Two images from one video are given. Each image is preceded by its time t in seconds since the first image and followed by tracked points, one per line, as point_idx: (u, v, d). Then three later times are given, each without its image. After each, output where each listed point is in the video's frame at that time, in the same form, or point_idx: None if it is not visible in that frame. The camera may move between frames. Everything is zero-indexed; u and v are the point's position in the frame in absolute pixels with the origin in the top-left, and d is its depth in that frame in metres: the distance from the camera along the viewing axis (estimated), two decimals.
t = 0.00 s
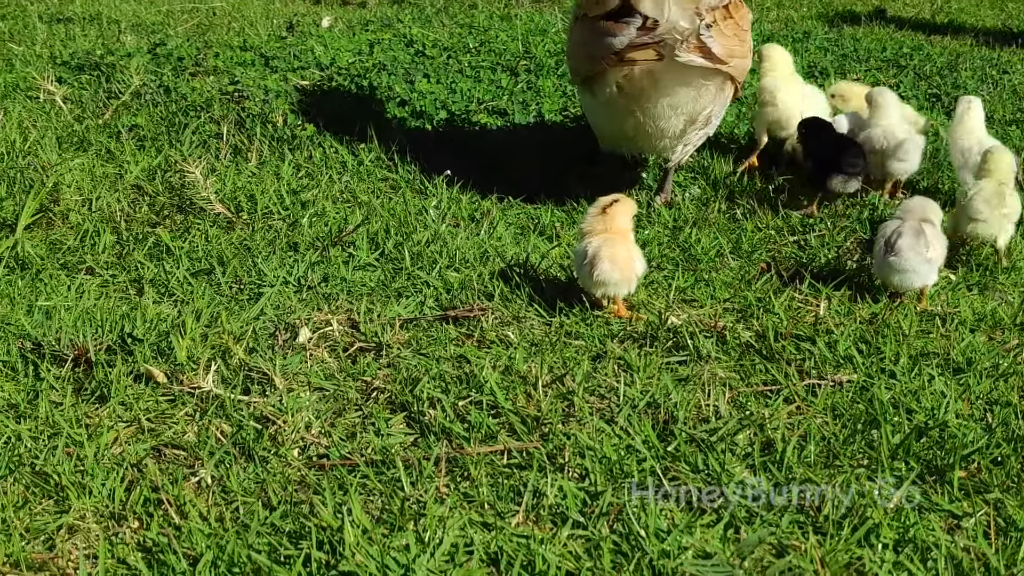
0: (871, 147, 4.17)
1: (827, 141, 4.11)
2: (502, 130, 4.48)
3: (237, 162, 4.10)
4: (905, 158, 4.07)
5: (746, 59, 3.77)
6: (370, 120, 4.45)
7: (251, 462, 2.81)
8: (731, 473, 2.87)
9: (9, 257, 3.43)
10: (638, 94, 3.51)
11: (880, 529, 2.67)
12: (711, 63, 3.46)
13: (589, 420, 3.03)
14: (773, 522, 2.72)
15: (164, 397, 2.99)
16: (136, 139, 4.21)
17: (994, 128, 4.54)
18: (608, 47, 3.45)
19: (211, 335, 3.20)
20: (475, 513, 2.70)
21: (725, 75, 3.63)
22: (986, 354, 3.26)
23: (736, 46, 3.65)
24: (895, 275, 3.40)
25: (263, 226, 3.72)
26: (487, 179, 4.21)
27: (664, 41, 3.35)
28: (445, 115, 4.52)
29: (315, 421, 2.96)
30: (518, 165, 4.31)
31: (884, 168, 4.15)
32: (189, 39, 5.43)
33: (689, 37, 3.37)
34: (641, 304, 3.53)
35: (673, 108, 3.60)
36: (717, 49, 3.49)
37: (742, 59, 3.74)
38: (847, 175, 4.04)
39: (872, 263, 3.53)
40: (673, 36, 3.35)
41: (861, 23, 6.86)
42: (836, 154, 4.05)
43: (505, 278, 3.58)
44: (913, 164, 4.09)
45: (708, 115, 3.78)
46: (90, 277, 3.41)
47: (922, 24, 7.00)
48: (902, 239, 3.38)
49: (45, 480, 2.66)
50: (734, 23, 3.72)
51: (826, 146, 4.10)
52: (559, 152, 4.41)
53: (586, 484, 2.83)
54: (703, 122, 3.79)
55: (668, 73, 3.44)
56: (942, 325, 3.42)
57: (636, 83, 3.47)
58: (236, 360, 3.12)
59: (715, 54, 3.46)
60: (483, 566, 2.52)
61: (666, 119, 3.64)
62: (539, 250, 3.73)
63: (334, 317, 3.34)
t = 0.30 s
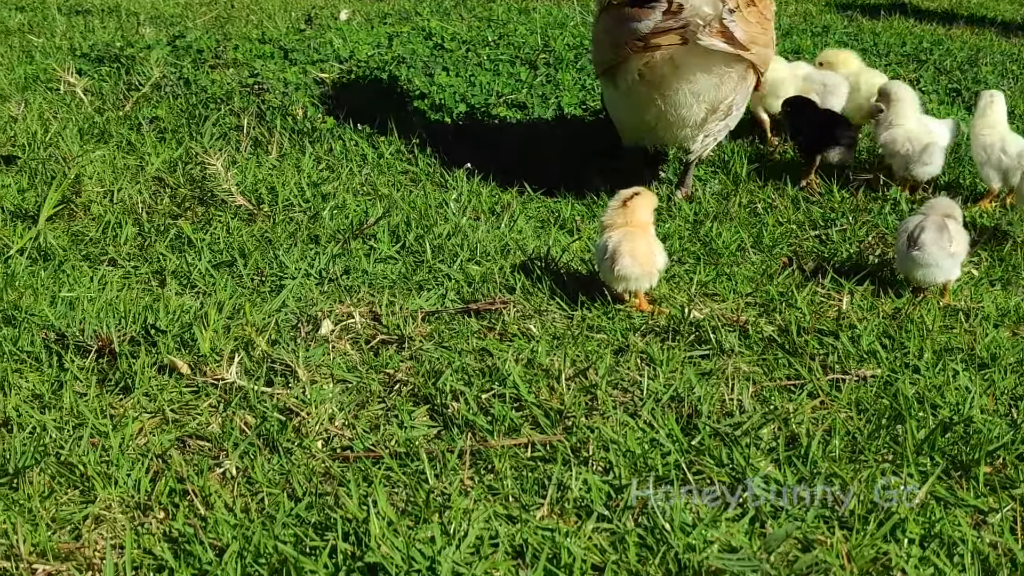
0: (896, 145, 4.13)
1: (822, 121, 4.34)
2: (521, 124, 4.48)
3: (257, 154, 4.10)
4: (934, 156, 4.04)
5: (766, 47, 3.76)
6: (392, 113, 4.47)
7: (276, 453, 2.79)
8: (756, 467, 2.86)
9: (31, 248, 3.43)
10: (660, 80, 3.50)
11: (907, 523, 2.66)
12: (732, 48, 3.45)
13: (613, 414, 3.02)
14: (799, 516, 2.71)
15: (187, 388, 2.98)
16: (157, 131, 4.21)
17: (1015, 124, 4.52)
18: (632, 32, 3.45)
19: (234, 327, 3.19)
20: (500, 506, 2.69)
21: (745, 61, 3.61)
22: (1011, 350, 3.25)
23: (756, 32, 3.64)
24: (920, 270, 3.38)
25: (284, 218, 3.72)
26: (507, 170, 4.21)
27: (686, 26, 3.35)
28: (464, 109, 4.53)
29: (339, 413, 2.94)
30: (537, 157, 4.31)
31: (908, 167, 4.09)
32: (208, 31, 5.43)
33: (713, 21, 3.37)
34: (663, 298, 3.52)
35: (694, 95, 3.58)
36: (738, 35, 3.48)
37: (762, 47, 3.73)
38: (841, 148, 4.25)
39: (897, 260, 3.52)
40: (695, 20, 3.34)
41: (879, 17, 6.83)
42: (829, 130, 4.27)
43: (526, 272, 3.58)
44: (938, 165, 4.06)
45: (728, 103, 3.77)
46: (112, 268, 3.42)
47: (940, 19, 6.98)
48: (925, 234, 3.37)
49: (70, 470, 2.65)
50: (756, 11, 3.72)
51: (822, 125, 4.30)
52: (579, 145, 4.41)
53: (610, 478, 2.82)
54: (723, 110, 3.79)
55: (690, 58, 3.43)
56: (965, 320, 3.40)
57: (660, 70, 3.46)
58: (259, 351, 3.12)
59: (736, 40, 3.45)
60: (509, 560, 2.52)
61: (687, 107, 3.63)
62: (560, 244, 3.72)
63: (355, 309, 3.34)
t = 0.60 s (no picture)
0: (907, 132, 4.09)
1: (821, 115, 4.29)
2: (537, 111, 4.49)
3: (275, 141, 4.12)
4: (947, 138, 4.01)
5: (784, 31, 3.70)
6: (409, 101, 4.48)
7: (293, 436, 2.81)
8: (773, 453, 2.87)
9: (51, 232, 3.47)
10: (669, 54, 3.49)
11: (923, 510, 2.67)
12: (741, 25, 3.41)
13: (630, 399, 3.02)
14: (816, 502, 2.72)
15: (205, 371, 3.00)
16: (175, 117, 4.23)
17: None
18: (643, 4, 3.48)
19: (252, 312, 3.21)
20: (517, 490, 2.70)
21: (758, 43, 3.56)
22: None
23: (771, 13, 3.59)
24: (938, 257, 3.38)
25: (301, 204, 3.73)
26: (523, 157, 4.22)
27: None
28: (481, 97, 4.54)
29: (356, 397, 2.96)
30: (554, 145, 4.31)
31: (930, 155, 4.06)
32: (225, 19, 5.45)
33: None
34: (679, 285, 3.52)
35: (702, 72, 3.56)
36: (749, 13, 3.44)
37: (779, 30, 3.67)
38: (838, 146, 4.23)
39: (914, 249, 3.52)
40: None
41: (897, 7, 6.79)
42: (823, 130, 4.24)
43: (543, 259, 3.58)
44: (956, 148, 4.04)
45: (740, 84, 3.72)
46: (130, 253, 3.44)
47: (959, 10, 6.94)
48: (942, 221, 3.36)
49: (89, 451, 2.67)
50: None
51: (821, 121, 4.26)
52: (596, 133, 4.42)
53: (627, 462, 2.83)
54: (734, 91, 3.74)
55: (698, 34, 3.41)
56: (982, 309, 3.40)
57: (668, 45, 3.47)
58: (277, 336, 3.13)
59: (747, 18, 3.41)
60: (526, 543, 2.53)
61: (695, 84, 3.61)
62: (577, 232, 3.72)
63: (372, 295, 3.35)
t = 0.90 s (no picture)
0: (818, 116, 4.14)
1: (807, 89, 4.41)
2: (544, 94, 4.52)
3: (282, 123, 4.16)
4: (854, 115, 4.12)
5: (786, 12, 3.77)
6: (416, 84, 4.52)
7: (296, 416, 2.88)
8: (768, 435, 2.90)
9: (59, 214, 3.54)
10: (681, 46, 3.52)
11: (916, 491, 2.71)
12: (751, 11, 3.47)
13: (629, 381, 3.07)
14: (810, 484, 2.76)
15: (211, 351, 3.08)
16: (183, 99, 4.29)
17: None
18: None
19: (258, 293, 3.27)
20: (515, 469, 2.76)
21: (766, 26, 3.62)
22: None
23: None
24: (940, 238, 3.37)
25: (307, 186, 3.79)
26: (529, 138, 4.24)
27: None
28: (488, 80, 4.58)
29: (358, 377, 3.02)
30: (559, 127, 4.34)
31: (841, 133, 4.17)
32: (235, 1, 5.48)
33: None
34: (682, 268, 3.54)
35: (714, 60, 3.59)
36: None
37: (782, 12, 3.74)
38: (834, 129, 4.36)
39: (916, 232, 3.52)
40: None
41: None
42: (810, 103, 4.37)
43: (546, 242, 3.62)
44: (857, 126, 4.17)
45: (749, 66, 3.75)
46: (138, 235, 3.51)
47: None
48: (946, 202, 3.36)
49: (94, 430, 2.76)
50: None
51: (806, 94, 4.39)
52: (602, 115, 4.44)
53: (624, 443, 2.88)
54: (744, 74, 3.78)
55: (711, 23, 3.45)
56: (984, 293, 3.41)
57: (679, 37, 3.49)
58: (282, 317, 3.20)
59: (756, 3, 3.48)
60: (524, 522, 2.60)
61: (708, 73, 3.64)
62: (581, 214, 3.75)
63: (377, 277, 3.40)
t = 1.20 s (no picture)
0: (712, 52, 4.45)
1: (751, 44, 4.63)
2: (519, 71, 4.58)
3: (260, 104, 4.19)
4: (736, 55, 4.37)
5: None
6: (393, 62, 4.57)
7: (274, 391, 2.93)
8: (737, 404, 2.97)
9: (39, 196, 3.58)
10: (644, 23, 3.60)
11: (880, 458, 2.78)
12: None
13: (601, 353, 3.12)
14: (777, 451, 2.83)
15: (190, 329, 3.13)
16: (161, 81, 4.32)
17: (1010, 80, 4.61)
18: None
19: (236, 272, 3.32)
20: (489, 440, 2.82)
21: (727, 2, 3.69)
22: (992, 293, 3.33)
23: None
24: (908, 217, 3.46)
25: (285, 166, 3.83)
26: (506, 115, 4.31)
27: None
28: (465, 61, 4.62)
29: (335, 353, 3.08)
30: (535, 103, 4.41)
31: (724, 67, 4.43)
32: None
33: None
34: (655, 243, 3.60)
35: (677, 37, 3.66)
36: None
37: None
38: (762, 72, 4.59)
39: (884, 208, 3.59)
40: None
41: None
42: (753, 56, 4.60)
43: (522, 219, 3.66)
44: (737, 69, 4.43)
45: (713, 43, 3.82)
46: (117, 215, 3.55)
47: None
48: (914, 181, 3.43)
49: (76, 407, 2.81)
50: None
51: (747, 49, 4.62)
52: (577, 91, 4.51)
53: (597, 414, 2.94)
54: (708, 49, 3.84)
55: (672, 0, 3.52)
56: (951, 265, 3.48)
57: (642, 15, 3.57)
58: (260, 296, 3.25)
59: None
60: (498, 491, 2.67)
61: (671, 49, 3.71)
62: (556, 192, 3.80)
63: (354, 255, 3.45)
